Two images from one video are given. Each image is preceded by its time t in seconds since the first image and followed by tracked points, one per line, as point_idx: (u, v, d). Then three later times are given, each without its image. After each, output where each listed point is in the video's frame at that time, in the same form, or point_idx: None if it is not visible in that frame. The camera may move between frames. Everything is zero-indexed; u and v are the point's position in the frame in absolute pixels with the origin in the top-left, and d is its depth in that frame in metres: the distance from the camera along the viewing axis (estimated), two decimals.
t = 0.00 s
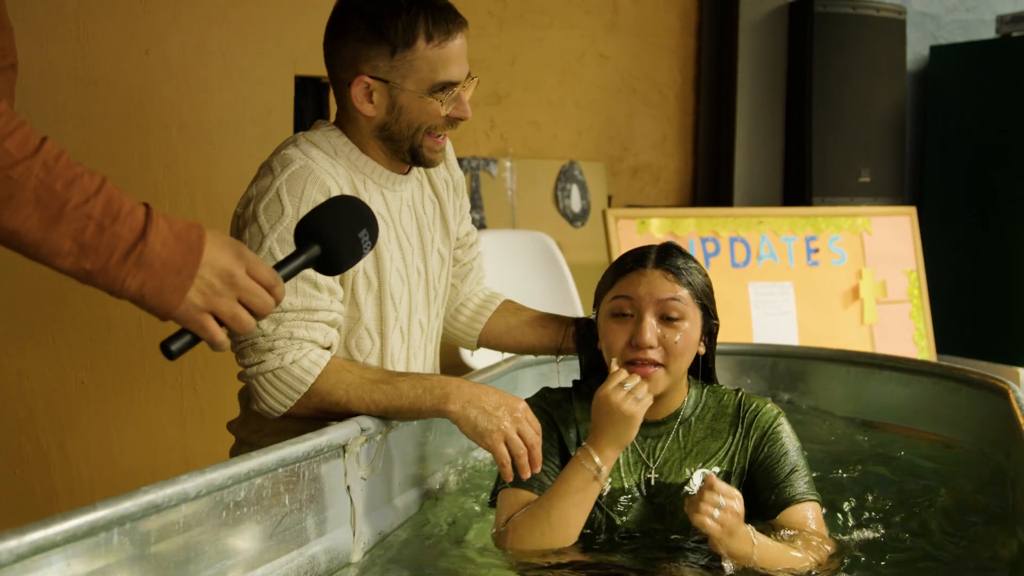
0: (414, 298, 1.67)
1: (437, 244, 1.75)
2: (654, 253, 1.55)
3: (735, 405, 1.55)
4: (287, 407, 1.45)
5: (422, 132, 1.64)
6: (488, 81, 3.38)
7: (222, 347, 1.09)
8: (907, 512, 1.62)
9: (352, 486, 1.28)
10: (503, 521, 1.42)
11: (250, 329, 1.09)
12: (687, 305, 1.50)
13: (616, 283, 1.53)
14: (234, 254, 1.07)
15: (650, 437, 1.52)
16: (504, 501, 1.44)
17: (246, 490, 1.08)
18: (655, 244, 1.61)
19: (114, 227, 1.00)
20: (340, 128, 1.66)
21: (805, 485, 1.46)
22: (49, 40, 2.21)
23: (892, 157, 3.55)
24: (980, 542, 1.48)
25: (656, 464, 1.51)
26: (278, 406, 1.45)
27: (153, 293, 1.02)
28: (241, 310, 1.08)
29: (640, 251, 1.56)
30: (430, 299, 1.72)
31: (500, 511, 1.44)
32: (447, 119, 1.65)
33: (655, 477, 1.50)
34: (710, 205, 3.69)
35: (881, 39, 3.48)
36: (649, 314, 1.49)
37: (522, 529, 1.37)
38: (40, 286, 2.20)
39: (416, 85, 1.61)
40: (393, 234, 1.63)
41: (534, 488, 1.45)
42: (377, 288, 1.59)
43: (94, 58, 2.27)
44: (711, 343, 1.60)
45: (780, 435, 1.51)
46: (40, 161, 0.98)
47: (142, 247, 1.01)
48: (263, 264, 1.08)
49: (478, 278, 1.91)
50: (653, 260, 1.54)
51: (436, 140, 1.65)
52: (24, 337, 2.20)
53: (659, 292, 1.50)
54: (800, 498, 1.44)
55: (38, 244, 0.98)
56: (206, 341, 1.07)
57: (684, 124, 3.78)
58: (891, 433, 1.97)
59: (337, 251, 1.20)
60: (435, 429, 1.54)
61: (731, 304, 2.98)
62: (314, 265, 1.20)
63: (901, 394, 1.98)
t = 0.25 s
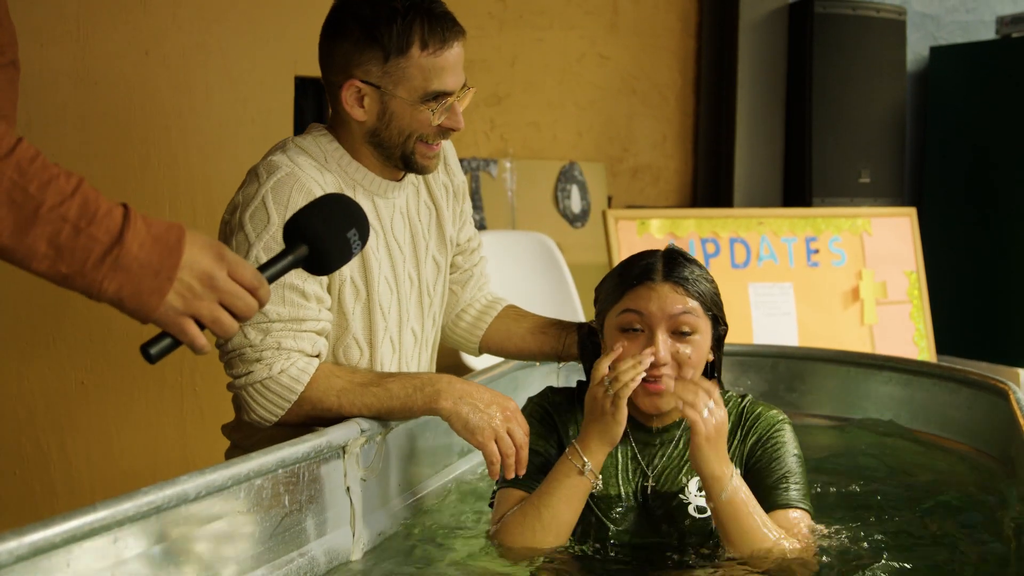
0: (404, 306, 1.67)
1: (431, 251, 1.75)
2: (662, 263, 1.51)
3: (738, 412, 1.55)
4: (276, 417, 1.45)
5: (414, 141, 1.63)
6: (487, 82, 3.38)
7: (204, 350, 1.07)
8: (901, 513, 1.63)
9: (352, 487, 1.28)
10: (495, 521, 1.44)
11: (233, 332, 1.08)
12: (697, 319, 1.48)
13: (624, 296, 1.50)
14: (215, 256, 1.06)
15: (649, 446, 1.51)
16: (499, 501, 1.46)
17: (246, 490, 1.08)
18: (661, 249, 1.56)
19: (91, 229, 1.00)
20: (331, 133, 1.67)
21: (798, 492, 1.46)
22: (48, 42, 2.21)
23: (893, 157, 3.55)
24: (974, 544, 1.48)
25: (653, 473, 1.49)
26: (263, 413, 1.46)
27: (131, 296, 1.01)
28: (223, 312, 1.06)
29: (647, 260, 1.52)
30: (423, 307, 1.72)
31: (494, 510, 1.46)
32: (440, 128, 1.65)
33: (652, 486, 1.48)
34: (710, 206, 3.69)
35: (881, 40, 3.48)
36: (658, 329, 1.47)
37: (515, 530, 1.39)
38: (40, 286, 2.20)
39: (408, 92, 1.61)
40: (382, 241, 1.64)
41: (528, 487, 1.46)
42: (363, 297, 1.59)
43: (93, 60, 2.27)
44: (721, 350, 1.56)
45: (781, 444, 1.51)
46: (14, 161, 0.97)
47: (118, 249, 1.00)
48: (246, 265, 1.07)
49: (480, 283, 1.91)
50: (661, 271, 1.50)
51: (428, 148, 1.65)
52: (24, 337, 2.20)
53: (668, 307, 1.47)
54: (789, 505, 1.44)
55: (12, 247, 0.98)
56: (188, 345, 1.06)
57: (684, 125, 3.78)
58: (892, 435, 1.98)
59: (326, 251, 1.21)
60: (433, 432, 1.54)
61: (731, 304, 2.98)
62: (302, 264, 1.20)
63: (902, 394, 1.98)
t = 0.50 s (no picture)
0: (395, 312, 1.66)
1: (424, 255, 1.74)
2: (674, 271, 1.52)
3: (742, 418, 1.57)
4: (270, 422, 1.45)
5: (390, 151, 1.60)
6: (487, 82, 3.37)
7: (195, 347, 1.06)
8: (904, 514, 1.62)
9: (352, 488, 1.28)
10: (510, 519, 1.46)
11: (225, 336, 1.08)
12: (709, 329, 1.49)
13: (636, 303, 1.51)
14: (206, 259, 1.06)
15: (655, 451, 1.53)
16: (513, 498, 1.48)
17: (246, 491, 1.08)
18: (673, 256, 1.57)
19: (81, 232, 0.99)
20: (322, 139, 1.66)
21: (788, 494, 1.47)
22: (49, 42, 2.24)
23: (893, 158, 3.55)
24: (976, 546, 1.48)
25: (658, 477, 1.51)
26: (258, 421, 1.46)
27: (122, 299, 1.01)
28: (214, 316, 1.06)
29: (659, 268, 1.53)
30: (417, 312, 1.72)
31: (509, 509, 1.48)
32: (417, 141, 1.60)
33: (656, 490, 1.50)
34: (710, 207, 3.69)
35: (881, 40, 3.48)
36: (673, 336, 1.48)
37: (529, 524, 1.42)
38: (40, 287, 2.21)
39: (383, 101, 1.58)
40: (371, 247, 1.63)
41: (542, 486, 1.49)
42: (354, 303, 1.59)
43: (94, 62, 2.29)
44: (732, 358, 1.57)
45: (781, 447, 1.51)
46: (4, 162, 0.97)
47: (109, 251, 1.00)
48: (238, 269, 1.07)
49: (482, 289, 1.90)
50: (674, 279, 1.51)
51: (408, 159, 1.61)
52: (24, 338, 2.21)
53: (682, 316, 1.48)
54: (780, 505, 1.45)
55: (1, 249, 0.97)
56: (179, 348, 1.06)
57: (684, 126, 3.78)
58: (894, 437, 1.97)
59: (318, 255, 1.22)
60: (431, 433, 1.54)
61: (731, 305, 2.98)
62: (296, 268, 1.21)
63: (902, 395, 1.97)
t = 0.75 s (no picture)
0: (381, 318, 1.67)
1: (409, 263, 1.75)
2: (689, 272, 1.54)
3: (754, 420, 1.57)
4: (271, 423, 1.45)
5: (371, 166, 1.61)
6: (487, 83, 3.36)
7: (203, 355, 1.09)
8: (904, 515, 1.62)
9: (352, 489, 1.28)
10: (524, 516, 1.46)
11: (230, 336, 1.09)
12: (722, 326, 1.50)
13: (650, 301, 1.53)
14: (214, 260, 1.07)
15: (669, 453, 1.53)
16: (527, 496, 1.48)
17: (246, 492, 1.08)
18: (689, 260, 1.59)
19: (92, 232, 1.00)
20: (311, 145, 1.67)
21: (803, 493, 1.47)
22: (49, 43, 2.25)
23: (893, 158, 3.55)
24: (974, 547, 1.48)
25: (673, 479, 1.51)
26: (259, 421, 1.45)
27: (132, 299, 1.02)
28: (222, 318, 1.08)
29: (674, 268, 1.55)
30: (405, 318, 1.73)
31: (522, 507, 1.48)
32: (397, 158, 1.60)
33: (672, 492, 1.51)
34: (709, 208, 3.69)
35: (881, 41, 3.48)
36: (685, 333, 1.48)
37: (543, 519, 1.42)
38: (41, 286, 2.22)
39: (366, 118, 1.58)
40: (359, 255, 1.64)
41: (554, 484, 1.49)
42: (341, 310, 1.61)
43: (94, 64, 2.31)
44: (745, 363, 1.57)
45: (793, 448, 1.52)
46: (15, 163, 0.97)
47: (120, 251, 1.01)
48: (244, 270, 1.08)
49: (473, 294, 1.90)
50: (687, 278, 1.53)
51: (388, 175, 1.62)
52: (25, 337, 2.22)
53: (694, 312, 1.49)
54: (793, 504, 1.45)
55: (12, 249, 0.97)
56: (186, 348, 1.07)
57: (683, 127, 3.78)
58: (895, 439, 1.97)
59: (321, 258, 1.22)
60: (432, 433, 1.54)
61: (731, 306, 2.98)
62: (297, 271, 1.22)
63: (902, 396, 1.98)
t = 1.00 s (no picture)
0: (356, 331, 1.71)
1: (382, 277, 1.79)
2: (706, 272, 1.54)
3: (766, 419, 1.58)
4: (270, 431, 1.47)
5: (369, 187, 1.69)
6: (486, 88, 3.36)
7: (214, 357, 1.10)
8: (908, 517, 1.63)
9: (352, 492, 1.28)
10: (540, 515, 1.45)
11: (242, 337, 1.10)
12: (740, 326, 1.50)
13: (668, 300, 1.52)
14: (226, 263, 1.08)
15: (688, 453, 1.52)
16: (544, 496, 1.48)
17: (246, 496, 1.08)
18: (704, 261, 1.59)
19: (108, 236, 1.01)
20: (292, 165, 1.71)
21: (819, 489, 1.50)
22: (50, 46, 2.25)
23: (893, 162, 3.55)
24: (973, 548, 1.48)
25: (692, 479, 1.51)
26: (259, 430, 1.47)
27: (147, 301, 1.03)
28: (233, 320, 1.09)
29: (691, 268, 1.54)
30: (383, 331, 1.77)
31: (538, 506, 1.47)
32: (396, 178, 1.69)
33: (692, 491, 1.51)
34: (709, 212, 3.69)
35: (882, 44, 3.48)
36: (705, 332, 1.48)
37: (561, 518, 1.41)
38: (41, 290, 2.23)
39: (366, 142, 1.65)
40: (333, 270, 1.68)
41: (571, 484, 1.48)
42: (319, 322, 1.64)
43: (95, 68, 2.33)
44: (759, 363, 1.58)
45: (808, 447, 1.54)
46: (33, 169, 0.98)
47: (136, 255, 1.02)
48: (253, 272, 1.09)
49: (455, 303, 1.93)
50: (705, 279, 1.53)
51: (383, 195, 1.70)
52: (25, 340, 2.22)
53: (714, 311, 1.49)
54: (812, 501, 1.47)
55: (31, 254, 0.98)
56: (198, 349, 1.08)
57: (683, 131, 3.80)
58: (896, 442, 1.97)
59: (320, 258, 1.22)
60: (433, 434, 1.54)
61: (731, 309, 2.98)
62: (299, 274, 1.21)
63: (903, 399, 1.97)
